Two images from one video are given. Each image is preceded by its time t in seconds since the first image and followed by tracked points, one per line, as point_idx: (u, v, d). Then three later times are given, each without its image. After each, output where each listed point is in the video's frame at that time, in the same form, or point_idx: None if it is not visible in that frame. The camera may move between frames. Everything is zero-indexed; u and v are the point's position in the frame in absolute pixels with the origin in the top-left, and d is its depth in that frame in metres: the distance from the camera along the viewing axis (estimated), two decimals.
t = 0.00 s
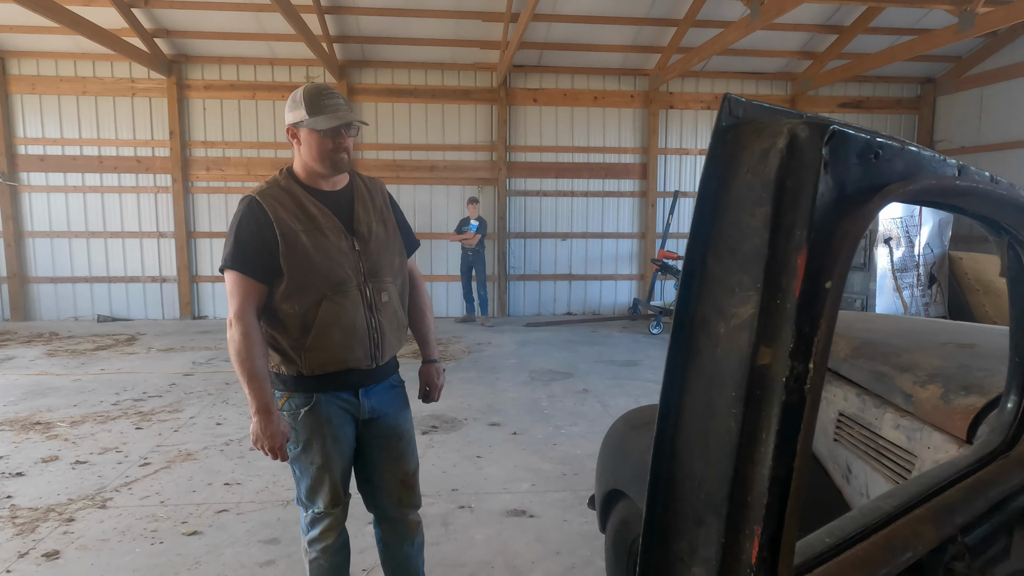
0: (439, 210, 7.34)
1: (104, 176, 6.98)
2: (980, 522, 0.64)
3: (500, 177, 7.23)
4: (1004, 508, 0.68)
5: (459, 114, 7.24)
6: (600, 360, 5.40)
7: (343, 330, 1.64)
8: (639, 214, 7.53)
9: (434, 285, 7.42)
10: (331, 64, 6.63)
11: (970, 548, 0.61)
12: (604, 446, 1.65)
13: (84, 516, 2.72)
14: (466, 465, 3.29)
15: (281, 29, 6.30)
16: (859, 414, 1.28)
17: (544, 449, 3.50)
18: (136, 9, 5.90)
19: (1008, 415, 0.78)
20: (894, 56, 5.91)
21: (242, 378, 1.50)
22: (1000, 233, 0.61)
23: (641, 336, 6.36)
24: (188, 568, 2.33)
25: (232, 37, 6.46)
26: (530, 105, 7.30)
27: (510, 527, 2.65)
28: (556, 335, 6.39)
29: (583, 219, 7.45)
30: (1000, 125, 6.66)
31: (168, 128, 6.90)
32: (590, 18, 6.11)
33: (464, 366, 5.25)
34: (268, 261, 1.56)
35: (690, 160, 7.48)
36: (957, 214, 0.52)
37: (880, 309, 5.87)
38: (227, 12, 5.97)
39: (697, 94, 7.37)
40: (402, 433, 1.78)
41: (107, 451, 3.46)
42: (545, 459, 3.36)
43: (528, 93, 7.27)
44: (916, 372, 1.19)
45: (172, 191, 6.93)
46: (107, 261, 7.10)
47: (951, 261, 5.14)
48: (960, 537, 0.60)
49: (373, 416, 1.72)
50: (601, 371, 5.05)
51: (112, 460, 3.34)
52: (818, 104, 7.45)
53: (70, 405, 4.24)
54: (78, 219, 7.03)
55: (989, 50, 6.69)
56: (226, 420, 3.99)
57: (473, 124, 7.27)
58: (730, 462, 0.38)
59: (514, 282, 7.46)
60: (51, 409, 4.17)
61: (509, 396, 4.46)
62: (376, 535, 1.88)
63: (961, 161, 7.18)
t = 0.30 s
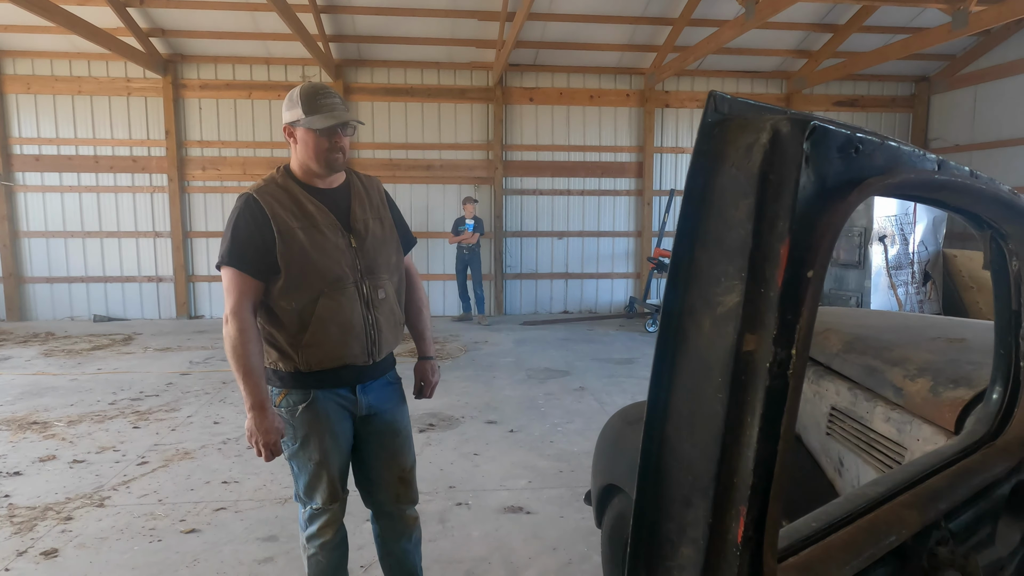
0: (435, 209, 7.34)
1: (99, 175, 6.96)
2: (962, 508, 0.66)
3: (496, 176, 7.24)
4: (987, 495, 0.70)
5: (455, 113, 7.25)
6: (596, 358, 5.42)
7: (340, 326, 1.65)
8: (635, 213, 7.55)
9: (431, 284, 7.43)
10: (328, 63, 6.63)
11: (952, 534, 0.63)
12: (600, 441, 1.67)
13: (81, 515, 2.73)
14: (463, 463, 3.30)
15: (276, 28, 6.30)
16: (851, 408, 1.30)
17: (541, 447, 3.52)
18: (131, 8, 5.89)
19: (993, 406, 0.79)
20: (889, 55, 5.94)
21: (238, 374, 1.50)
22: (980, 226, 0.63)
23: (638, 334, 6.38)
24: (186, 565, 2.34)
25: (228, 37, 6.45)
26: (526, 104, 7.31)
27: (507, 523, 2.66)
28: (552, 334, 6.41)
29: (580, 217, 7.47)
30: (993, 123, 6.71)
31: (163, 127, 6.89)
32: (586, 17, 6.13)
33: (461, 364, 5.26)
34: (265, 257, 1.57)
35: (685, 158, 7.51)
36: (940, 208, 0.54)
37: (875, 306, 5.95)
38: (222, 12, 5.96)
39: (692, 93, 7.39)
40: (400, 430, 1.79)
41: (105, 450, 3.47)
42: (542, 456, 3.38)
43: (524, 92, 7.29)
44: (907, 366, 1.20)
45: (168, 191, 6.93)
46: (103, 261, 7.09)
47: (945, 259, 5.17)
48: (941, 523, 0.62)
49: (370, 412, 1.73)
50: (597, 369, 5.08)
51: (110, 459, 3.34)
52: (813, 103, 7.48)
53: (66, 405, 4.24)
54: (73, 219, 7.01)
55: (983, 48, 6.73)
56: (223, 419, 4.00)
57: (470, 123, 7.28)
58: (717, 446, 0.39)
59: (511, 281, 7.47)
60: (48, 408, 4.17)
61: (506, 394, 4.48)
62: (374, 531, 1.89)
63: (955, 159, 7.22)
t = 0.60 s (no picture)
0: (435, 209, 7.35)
1: (100, 175, 6.97)
2: (941, 503, 0.67)
3: (496, 176, 7.25)
4: (966, 491, 0.71)
5: (455, 113, 7.25)
6: (595, 357, 5.43)
7: (334, 325, 1.65)
8: (635, 212, 7.55)
9: (431, 284, 7.43)
10: (327, 64, 6.64)
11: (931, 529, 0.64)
12: (594, 440, 1.68)
13: (80, 513, 2.74)
14: (461, 461, 3.31)
15: (276, 28, 6.31)
16: (841, 406, 1.30)
17: (538, 446, 3.52)
18: (131, 8, 5.90)
19: (976, 402, 0.80)
20: (888, 54, 5.94)
21: (234, 372, 1.51)
22: (957, 225, 0.64)
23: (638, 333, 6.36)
24: (184, 564, 2.35)
25: (228, 37, 6.46)
26: (526, 104, 7.32)
27: (504, 522, 2.67)
28: (552, 333, 6.41)
29: (580, 217, 7.48)
30: (992, 122, 6.72)
31: (163, 128, 6.90)
32: (586, 16, 6.13)
33: (460, 364, 5.27)
34: (260, 256, 1.58)
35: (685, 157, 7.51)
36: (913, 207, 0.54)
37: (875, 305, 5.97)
38: (222, 12, 5.96)
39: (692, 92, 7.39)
40: (396, 428, 1.80)
41: (104, 449, 3.48)
42: (539, 455, 3.39)
43: (523, 92, 7.29)
44: (896, 364, 1.21)
45: (168, 191, 6.94)
46: (104, 260, 7.10)
47: (944, 258, 5.18)
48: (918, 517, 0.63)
49: (365, 410, 1.74)
50: (595, 368, 5.08)
51: (109, 458, 3.36)
52: (813, 102, 7.47)
53: (67, 404, 4.25)
54: (73, 219, 7.02)
55: (982, 48, 6.73)
56: (222, 418, 4.01)
57: (469, 122, 7.28)
58: (684, 439, 0.40)
59: (510, 280, 7.48)
60: (48, 408, 4.18)
61: (504, 393, 4.48)
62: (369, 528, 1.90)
63: (955, 158, 7.23)
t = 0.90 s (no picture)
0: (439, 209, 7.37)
1: (107, 176, 7.04)
2: (908, 501, 0.68)
3: (499, 176, 7.27)
4: (935, 488, 0.73)
5: (459, 113, 7.27)
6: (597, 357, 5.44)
7: (333, 324, 1.68)
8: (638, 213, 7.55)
9: (434, 284, 7.46)
10: (332, 65, 6.68)
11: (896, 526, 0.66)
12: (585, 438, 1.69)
13: (85, 510, 2.77)
14: (462, 461, 3.33)
15: (280, 30, 6.35)
16: (828, 406, 1.32)
17: (539, 445, 3.54)
18: (137, 10, 5.96)
19: (950, 402, 0.81)
20: (893, 53, 5.92)
21: (234, 371, 1.54)
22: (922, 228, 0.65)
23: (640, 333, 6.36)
24: (186, 560, 2.38)
25: (234, 38, 6.50)
26: (530, 105, 7.33)
27: (503, 520, 2.69)
28: (555, 333, 6.42)
29: (583, 217, 7.48)
30: (998, 122, 6.68)
31: (169, 128, 6.96)
32: (589, 17, 6.13)
33: (462, 363, 5.30)
34: (259, 258, 1.60)
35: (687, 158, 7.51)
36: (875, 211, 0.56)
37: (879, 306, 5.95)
38: (227, 14, 6.00)
39: (696, 92, 7.38)
40: (392, 426, 1.83)
41: (109, 447, 3.52)
42: (539, 455, 3.40)
43: (528, 93, 7.31)
44: (882, 364, 1.22)
45: (174, 192, 6.99)
46: (111, 261, 7.17)
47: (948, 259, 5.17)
48: (883, 513, 0.64)
49: (362, 409, 1.77)
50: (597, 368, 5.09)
51: (114, 456, 3.40)
52: (817, 102, 7.45)
53: (73, 403, 4.30)
54: (81, 219, 7.09)
55: (988, 47, 6.69)
56: (226, 417, 4.05)
57: (473, 123, 7.30)
58: (636, 435, 0.42)
59: (514, 280, 7.50)
60: (55, 406, 4.23)
61: (506, 393, 4.50)
62: (367, 525, 1.92)
63: (961, 158, 7.19)
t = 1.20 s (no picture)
0: (445, 208, 7.40)
1: (116, 176, 7.12)
2: (874, 493, 0.71)
3: (505, 176, 7.29)
4: (903, 481, 0.75)
5: (464, 113, 7.30)
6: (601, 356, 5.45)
7: (332, 322, 1.71)
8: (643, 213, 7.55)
9: (440, 283, 7.49)
10: (339, 66, 6.73)
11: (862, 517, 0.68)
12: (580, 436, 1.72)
13: (93, 504, 2.83)
14: (463, 458, 3.36)
15: (288, 31, 6.40)
16: (816, 403, 1.34)
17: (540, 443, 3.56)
18: (147, 12, 6.02)
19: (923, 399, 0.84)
20: (899, 53, 5.90)
21: (235, 367, 1.57)
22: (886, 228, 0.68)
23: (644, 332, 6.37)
24: (190, 554, 2.42)
25: (241, 39, 6.56)
26: (535, 105, 7.36)
27: (503, 517, 2.72)
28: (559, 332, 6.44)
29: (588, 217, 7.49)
30: (1005, 122, 6.63)
31: (178, 129, 7.03)
32: (594, 18, 6.15)
33: (466, 362, 5.33)
34: (261, 256, 1.64)
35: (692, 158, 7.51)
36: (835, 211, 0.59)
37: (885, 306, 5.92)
38: (234, 15, 6.05)
39: (701, 92, 7.38)
40: (392, 422, 1.86)
41: (117, 444, 3.58)
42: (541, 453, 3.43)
43: (533, 93, 7.34)
44: (867, 362, 1.24)
45: (182, 191, 7.06)
46: (120, 259, 7.25)
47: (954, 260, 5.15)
48: (848, 504, 0.67)
49: (362, 405, 1.80)
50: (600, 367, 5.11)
51: (121, 452, 3.45)
52: (824, 102, 7.43)
53: (82, 400, 4.37)
54: (90, 218, 7.17)
55: (996, 47, 6.65)
56: (231, 414, 4.10)
57: (478, 123, 7.33)
58: (591, 424, 0.44)
59: (519, 280, 7.52)
60: (64, 403, 4.30)
61: (509, 391, 4.53)
62: (367, 520, 1.95)
63: (968, 158, 7.15)
